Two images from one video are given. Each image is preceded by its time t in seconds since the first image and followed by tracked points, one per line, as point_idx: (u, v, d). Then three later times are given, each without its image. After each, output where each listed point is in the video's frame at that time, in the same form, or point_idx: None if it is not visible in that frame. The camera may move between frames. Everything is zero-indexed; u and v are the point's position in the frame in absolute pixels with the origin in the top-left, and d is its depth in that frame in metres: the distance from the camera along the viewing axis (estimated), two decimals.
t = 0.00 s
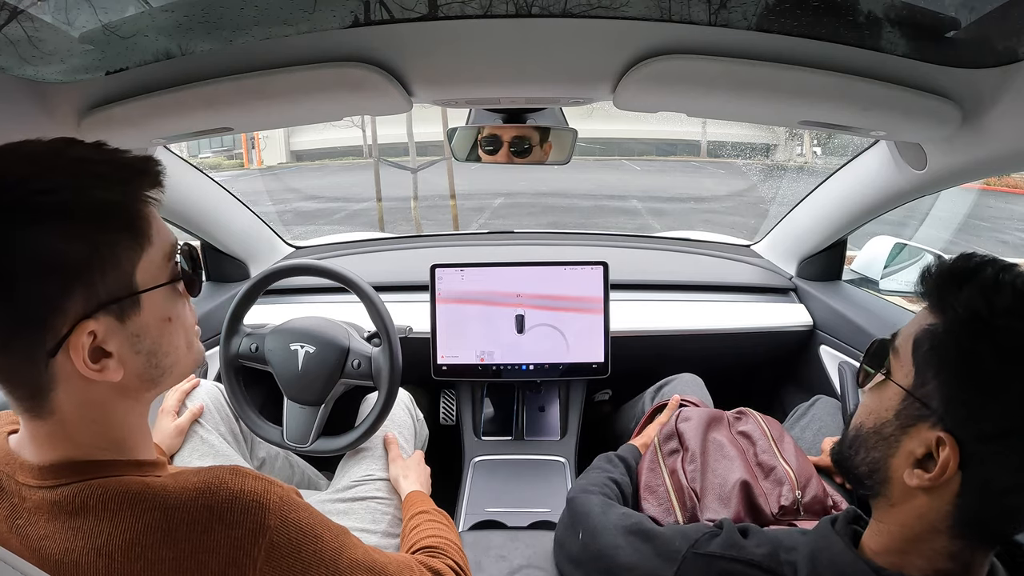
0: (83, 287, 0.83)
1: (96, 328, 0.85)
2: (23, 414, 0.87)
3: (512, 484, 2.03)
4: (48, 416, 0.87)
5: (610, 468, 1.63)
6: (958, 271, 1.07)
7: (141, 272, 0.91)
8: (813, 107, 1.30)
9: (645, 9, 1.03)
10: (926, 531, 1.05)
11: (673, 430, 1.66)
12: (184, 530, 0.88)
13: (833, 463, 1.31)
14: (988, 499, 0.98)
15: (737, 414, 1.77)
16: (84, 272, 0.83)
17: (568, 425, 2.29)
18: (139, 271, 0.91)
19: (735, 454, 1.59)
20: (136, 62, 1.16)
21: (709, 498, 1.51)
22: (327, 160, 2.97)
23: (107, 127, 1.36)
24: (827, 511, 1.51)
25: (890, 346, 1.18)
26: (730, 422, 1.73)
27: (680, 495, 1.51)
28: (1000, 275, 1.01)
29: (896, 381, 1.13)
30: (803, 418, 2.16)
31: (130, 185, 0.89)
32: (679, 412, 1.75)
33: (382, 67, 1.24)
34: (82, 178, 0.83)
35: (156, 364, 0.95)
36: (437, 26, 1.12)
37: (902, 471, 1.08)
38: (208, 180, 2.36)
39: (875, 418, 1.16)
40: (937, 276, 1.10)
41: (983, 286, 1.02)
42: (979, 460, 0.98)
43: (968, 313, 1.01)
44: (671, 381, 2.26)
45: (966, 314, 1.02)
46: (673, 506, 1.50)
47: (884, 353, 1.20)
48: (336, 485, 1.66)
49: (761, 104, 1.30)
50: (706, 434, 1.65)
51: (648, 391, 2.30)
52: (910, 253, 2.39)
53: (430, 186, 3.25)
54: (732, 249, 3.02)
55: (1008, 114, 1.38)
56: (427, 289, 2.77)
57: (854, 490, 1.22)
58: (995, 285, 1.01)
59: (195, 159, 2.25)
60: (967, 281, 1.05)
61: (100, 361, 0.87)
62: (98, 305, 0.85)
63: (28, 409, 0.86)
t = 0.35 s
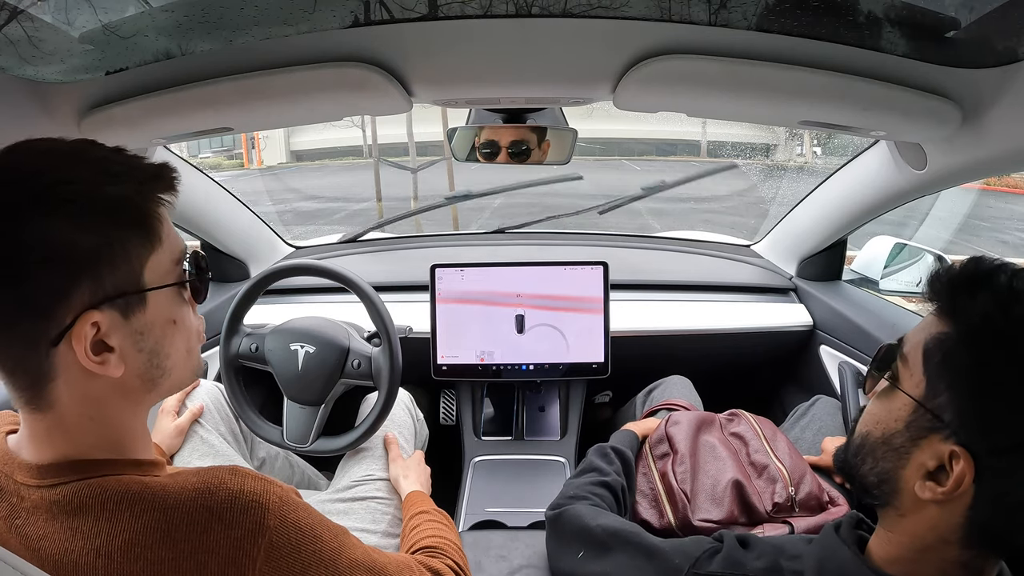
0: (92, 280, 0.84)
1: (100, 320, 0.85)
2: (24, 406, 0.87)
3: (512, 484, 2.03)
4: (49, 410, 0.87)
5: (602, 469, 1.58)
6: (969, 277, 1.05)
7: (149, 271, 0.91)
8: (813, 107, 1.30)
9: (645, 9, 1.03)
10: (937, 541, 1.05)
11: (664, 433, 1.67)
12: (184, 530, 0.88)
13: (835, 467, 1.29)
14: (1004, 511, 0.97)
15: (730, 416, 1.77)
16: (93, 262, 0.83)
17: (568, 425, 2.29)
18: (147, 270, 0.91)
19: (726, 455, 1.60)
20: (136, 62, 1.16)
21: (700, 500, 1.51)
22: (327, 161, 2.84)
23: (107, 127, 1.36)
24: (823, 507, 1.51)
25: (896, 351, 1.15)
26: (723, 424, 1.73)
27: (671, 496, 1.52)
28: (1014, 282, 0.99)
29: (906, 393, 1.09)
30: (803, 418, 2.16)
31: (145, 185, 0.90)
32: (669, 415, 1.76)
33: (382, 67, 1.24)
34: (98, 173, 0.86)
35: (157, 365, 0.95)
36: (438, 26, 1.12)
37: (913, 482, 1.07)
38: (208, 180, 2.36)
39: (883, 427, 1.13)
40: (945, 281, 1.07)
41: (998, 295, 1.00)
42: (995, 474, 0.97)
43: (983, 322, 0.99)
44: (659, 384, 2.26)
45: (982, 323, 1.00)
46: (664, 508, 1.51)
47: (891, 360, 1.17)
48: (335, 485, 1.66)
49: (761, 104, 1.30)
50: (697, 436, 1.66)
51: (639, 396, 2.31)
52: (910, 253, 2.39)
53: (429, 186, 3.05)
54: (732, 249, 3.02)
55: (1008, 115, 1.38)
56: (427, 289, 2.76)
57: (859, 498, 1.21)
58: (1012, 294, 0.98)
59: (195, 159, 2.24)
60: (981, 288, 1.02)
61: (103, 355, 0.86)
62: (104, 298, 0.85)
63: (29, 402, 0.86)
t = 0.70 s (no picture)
0: (117, 275, 0.85)
1: (120, 315, 0.86)
2: (34, 395, 0.88)
3: (512, 484, 2.03)
4: (58, 400, 0.88)
5: (596, 494, 1.50)
6: (995, 289, 1.00)
7: (171, 277, 0.92)
8: (813, 108, 1.29)
9: (645, 9, 1.03)
10: (961, 553, 1.03)
11: (662, 434, 1.66)
12: (184, 528, 0.87)
13: (847, 478, 1.24)
14: None
15: (728, 416, 1.77)
16: (121, 259, 0.85)
17: (568, 425, 2.29)
18: (170, 275, 0.92)
19: (724, 456, 1.60)
20: (136, 62, 1.16)
21: (699, 501, 1.50)
22: (326, 160, 2.82)
23: (107, 127, 1.36)
24: (823, 505, 1.51)
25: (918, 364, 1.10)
26: (720, 424, 1.73)
27: (671, 498, 1.51)
28: None
29: (930, 407, 1.05)
30: (803, 418, 2.16)
31: (181, 195, 0.92)
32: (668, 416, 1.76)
33: (382, 67, 1.24)
34: (136, 176, 0.87)
35: (168, 369, 0.95)
36: (438, 26, 1.12)
37: (937, 497, 1.02)
38: (208, 180, 2.36)
39: (904, 441, 1.08)
40: (971, 293, 1.02)
41: None
42: None
43: (1015, 337, 0.94)
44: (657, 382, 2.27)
45: (1014, 338, 0.94)
46: (664, 510, 1.50)
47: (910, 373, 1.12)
48: (335, 485, 1.66)
49: (761, 105, 1.30)
50: (695, 437, 1.66)
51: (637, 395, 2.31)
52: (910, 253, 2.39)
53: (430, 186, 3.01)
54: (731, 249, 3.02)
55: (1008, 115, 1.38)
56: (426, 289, 2.76)
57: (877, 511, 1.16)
58: None
59: (195, 159, 2.25)
60: (1009, 300, 0.97)
61: (118, 350, 0.88)
62: (127, 294, 0.87)
63: (39, 390, 0.87)
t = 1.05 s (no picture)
0: (111, 278, 0.85)
1: (116, 318, 0.86)
2: (32, 396, 0.88)
3: (512, 484, 2.03)
4: (56, 402, 0.87)
5: (594, 514, 1.49)
6: (966, 292, 1.00)
7: (166, 280, 0.92)
8: (813, 107, 1.29)
9: (645, 9, 1.03)
10: (957, 559, 1.02)
11: (659, 436, 1.67)
12: (186, 524, 0.87)
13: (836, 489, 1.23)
14: None
15: (724, 416, 1.77)
16: (115, 263, 0.85)
17: (568, 425, 2.29)
18: (166, 277, 0.93)
19: (721, 456, 1.59)
20: (136, 62, 1.16)
21: (698, 501, 1.50)
22: (327, 160, 3.01)
23: (107, 127, 1.36)
24: (820, 505, 1.53)
25: (893, 372, 1.10)
26: (717, 425, 1.73)
27: (670, 499, 1.51)
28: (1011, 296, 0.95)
29: (908, 417, 1.05)
30: (803, 418, 2.16)
31: (176, 195, 0.92)
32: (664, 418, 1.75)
33: (382, 67, 1.24)
34: (131, 178, 0.87)
35: (165, 370, 0.95)
36: (438, 26, 1.12)
37: (926, 507, 1.02)
38: (208, 180, 2.36)
39: (888, 452, 1.08)
40: (942, 297, 1.02)
41: (999, 310, 0.95)
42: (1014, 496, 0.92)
43: (987, 342, 0.95)
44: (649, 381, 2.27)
45: (986, 343, 0.95)
46: (662, 510, 1.51)
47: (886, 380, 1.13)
48: (336, 485, 1.66)
49: (762, 105, 1.30)
50: (693, 438, 1.66)
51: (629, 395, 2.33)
52: (910, 253, 2.39)
53: (431, 185, 3.26)
54: (732, 249, 3.02)
55: (1009, 115, 1.38)
56: (427, 289, 2.77)
57: (865, 523, 1.16)
58: (1012, 309, 0.94)
59: (195, 159, 2.25)
60: (980, 304, 0.98)
61: (114, 353, 0.88)
62: (122, 298, 0.87)
63: (38, 392, 0.87)
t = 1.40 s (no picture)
0: (110, 278, 0.85)
1: (115, 318, 0.86)
2: (33, 395, 0.88)
3: (512, 484, 2.03)
4: (56, 401, 0.88)
5: (583, 507, 1.49)
6: (926, 292, 1.01)
7: (165, 279, 0.92)
8: (813, 107, 1.29)
9: (645, 9, 1.03)
10: (941, 557, 1.00)
11: (647, 442, 1.66)
12: (186, 524, 0.87)
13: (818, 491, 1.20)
14: (1001, 524, 0.93)
15: (706, 420, 1.77)
16: (114, 263, 0.85)
17: (568, 425, 2.29)
18: (166, 276, 0.93)
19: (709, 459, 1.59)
20: (136, 62, 1.16)
21: (691, 507, 1.49)
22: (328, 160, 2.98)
23: (107, 127, 1.36)
24: (808, 499, 1.53)
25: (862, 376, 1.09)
26: (700, 429, 1.73)
27: (664, 506, 1.50)
28: (973, 294, 0.96)
29: (878, 422, 1.04)
30: (803, 418, 2.16)
31: (175, 195, 0.92)
32: (650, 424, 1.75)
33: (382, 67, 1.24)
34: (130, 178, 0.87)
35: (165, 371, 0.95)
36: (438, 26, 1.12)
37: (903, 508, 1.01)
38: (208, 180, 2.36)
39: (860, 456, 1.07)
40: (904, 298, 1.02)
41: (960, 308, 0.96)
42: (987, 494, 0.92)
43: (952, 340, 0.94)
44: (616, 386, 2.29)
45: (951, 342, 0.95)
46: (658, 519, 1.49)
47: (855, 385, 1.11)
48: (336, 485, 1.66)
49: (762, 104, 1.29)
50: (680, 443, 1.64)
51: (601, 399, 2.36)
52: (910, 253, 2.39)
53: (431, 185, 3.26)
54: (732, 249, 3.02)
55: (1008, 115, 1.38)
56: (427, 289, 2.77)
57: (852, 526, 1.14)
58: (973, 307, 0.95)
59: (195, 159, 2.24)
60: (940, 302, 0.98)
61: (114, 353, 0.88)
62: (121, 298, 0.87)
63: (38, 392, 0.87)
